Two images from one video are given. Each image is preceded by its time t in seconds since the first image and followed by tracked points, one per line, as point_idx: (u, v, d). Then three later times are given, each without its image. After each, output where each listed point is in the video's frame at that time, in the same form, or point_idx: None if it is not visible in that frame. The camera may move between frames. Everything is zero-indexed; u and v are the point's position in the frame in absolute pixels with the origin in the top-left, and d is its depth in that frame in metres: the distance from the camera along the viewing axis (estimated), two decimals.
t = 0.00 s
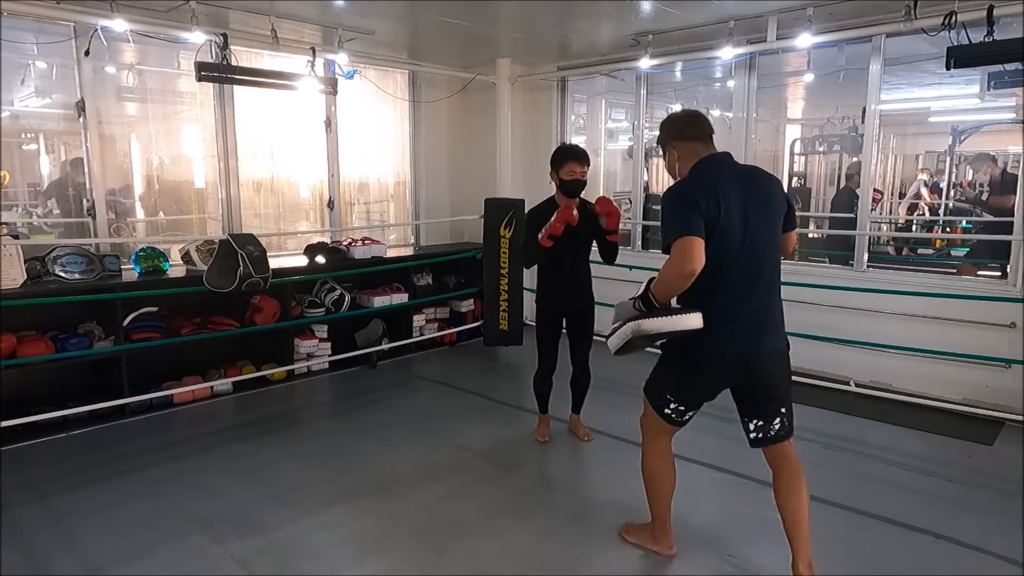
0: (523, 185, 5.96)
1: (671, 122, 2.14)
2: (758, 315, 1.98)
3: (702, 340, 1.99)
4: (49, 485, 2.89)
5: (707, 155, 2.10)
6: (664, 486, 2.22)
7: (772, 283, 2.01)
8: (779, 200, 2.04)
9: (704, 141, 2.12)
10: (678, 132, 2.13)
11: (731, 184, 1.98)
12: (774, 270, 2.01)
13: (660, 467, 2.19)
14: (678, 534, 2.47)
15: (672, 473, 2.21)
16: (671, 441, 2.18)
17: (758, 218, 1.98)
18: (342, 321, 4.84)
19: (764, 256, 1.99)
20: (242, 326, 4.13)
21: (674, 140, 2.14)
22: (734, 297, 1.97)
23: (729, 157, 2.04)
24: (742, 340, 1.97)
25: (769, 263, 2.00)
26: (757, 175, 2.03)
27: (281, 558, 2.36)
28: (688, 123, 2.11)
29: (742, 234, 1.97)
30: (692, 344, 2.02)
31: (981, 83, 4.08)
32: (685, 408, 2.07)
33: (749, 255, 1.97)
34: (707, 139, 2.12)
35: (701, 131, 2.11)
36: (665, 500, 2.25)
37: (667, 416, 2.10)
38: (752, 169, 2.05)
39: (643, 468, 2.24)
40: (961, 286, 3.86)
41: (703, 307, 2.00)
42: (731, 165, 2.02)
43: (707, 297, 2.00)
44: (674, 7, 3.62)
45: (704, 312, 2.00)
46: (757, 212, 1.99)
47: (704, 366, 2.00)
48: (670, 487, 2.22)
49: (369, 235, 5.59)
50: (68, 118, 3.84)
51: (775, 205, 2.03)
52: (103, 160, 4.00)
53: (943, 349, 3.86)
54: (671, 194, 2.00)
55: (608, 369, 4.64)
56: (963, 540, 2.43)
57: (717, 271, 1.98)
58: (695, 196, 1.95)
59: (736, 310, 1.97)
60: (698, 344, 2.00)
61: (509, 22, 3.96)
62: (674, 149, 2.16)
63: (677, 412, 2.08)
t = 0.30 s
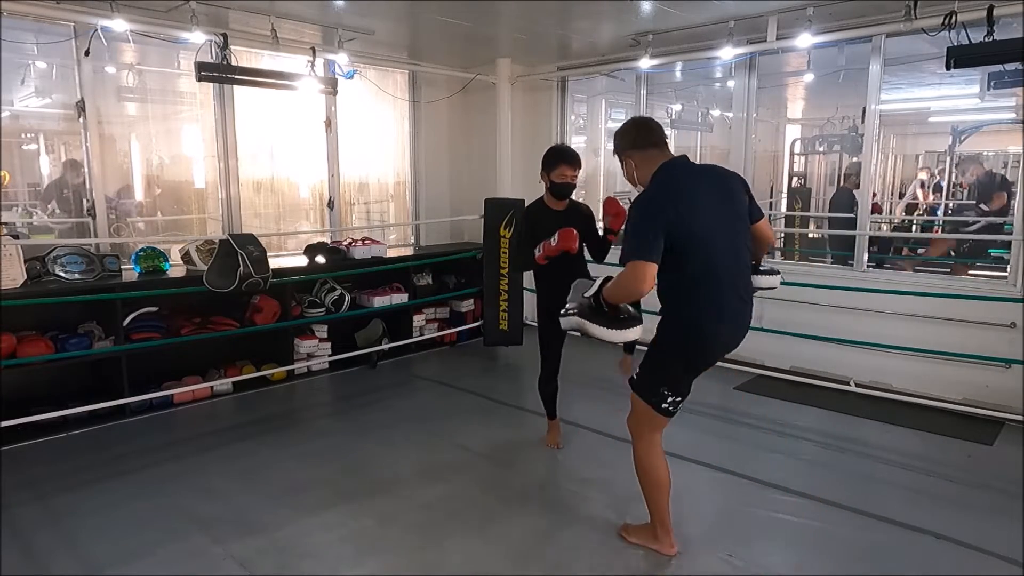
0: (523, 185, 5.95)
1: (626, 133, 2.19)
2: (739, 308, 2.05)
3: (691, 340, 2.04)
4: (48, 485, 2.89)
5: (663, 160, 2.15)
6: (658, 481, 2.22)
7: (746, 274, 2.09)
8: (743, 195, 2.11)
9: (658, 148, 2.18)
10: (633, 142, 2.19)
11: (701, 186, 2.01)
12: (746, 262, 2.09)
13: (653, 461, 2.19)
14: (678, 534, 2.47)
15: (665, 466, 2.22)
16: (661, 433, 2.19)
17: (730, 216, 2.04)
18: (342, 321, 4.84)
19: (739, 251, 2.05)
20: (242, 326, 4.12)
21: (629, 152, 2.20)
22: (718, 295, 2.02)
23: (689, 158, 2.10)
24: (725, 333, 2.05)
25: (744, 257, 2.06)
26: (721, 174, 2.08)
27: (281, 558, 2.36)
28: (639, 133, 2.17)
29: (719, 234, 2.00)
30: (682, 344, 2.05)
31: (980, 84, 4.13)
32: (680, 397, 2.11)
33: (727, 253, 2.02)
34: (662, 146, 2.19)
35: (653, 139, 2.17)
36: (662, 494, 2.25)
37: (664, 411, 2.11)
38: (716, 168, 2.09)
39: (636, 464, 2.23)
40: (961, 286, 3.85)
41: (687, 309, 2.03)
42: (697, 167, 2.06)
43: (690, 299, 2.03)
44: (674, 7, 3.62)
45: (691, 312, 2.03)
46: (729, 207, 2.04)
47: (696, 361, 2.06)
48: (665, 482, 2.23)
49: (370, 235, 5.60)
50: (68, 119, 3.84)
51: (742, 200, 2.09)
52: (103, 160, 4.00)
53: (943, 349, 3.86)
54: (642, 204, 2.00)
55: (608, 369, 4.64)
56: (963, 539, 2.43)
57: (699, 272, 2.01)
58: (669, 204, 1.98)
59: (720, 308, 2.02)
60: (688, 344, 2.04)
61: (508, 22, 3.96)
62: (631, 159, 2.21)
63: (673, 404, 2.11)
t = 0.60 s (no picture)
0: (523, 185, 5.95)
1: (625, 131, 2.20)
2: (739, 307, 2.05)
3: (692, 338, 2.04)
4: (48, 486, 2.89)
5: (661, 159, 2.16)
6: (664, 474, 2.22)
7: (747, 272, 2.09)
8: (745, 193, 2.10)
9: (656, 147, 2.18)
10: (631, 141, 2.19)
11: (700, 185, 2.00)
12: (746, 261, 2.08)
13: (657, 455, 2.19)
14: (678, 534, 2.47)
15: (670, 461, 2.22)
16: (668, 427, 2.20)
17: (729, 215, 2.03)
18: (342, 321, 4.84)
19: (739, 250, 2.04)
20: (242, 326, 4.12)
21: (627, 150, 2.21)
22: (718, 294, 2.02)
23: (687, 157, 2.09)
24: (725, 332, 2.05)
25: (744, 257, 2.05)
26: (722, 171, 2.07)
27: (281, 558, 2.36)
28: (636, 132, 2.18)
29: (718, 233, 2.00)
30: (683, 342, 2.05)
31: (981, 83, 4.08)
32: (686, 390, 2.11)
33: (727, 252, 2.01)
34: (660, 145, 2.18)
35: (652, 137, 2.17)
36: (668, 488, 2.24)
37: (670, 405, 2.11)
38: (716, 166, 2.08)
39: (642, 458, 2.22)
40: (961, 286, 3.85)
41: (687, 307, 2.03)
42: (698, 166, 2.05)
43: (690, 298, 2.03)
44: (674, 6, 3.62)
45: (691, 312, 2.03)
46: (729, 208, 2.03)
47: (697, 358, 2.07)
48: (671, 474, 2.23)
49: (370, 235, 5.60)
50: (68, 119, 3.84)
51: (742, 198, 2.08)
52: (103, 160, 4.00)
53: (943, 349, 3.86)
54: (640, 204, 2.01)
55: (608, 369, 4.65)
56: (963, 539, 2.43)
57: (699, 271, 2.01)
58: (666, 205, 1.98)
59: (719, 307, 2.02)
60: (688, 342, 2.05)
61: (508, 22, 3.96)
62: (628, 156, 2.22)
63: (679, 397, 2.11)
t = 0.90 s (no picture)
0: (523, 185, 5.95)
1: (669, 115, 2.17)
2: (745, 306, 2.06)
3: (694, 333, 2.06)
4: (48, 486, 2.88)
5: (701, 151, 2.14)
6: (660, 474, 2.21)
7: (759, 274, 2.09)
8: (767, 195, 2.09)
9: (697, 136, 2.15)
10: (674, 127, 2.16)
11: (715, 183, 2.04)
12: (758, 262, 2.08)
13: (656, 453, 2.19)
14: (678, 534, 2.47)
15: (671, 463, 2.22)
16: (670, 427, 2.19)
17: (743, 215, 2.04)
18: (342, 321, 4.84)
19: (750, 251, 2.06)
20: (241, 326, 4.13)
21: (668, 135, 2.18)
22: (723, 291, 2.05)
23: (715, 154, 2.10)
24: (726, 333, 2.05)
25: (753, 262, 2.06)
26: (744, 171, 2.08)
27: (281, 557, 2.36)
28: (680, 118, 2.14)
29: (727, 231, 2.03)
30: (684, 337, 2.08)
31: (980, 84, 4.15)
32: (679, 389, 2.10)
33: (735, 250, 2.04)
34: (702, 135, 2.15)
35: (696, 126, 2.14)
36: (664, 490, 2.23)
37: (663, 401, 2.12)
38: (740, 165, 2.09)
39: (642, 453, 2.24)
40: (960, 286, 3.85)
41: (692, 302, 2.07)
42: (718, 164, 2.07)
43: (695, 293, 2.07)
44: (674, 7, 3.62)
45: (693, 307, 2.07)
46: (743, 210, 2.04)
47: (695, 356, 2.08)
48: (667, 475, 2.22)
49: (370, 235, 5.60)
50: (68, 119, 3.84)
51: (763, 200, 2.07)
52: (103, 160, 4.00)
53: (943, 350, 3.86)
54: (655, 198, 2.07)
55: (608, 369, 4.65)
56: (962, 539, 2.43)
57: (704, 266, 2.05)
58: (679, 200, 2.03)
59: (723, 303, 2.05)
60: (690, 337, 2.07)
61: (509, 22, 3.96)
62: (669, 142, 2.19)
63: (672, 395, 2.10)
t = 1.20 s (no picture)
0: (523, 185, 5.95)
1: (733, 112, 2.14)
2: (760, 305, 2.02)
3: (705, 327, 2.10)
4: (48, 485, 2.89)
5: (755, 150, 2.10)
6: (663, 467, 2.27)
7: (781, 274, 2.03)
8: (797, 194, 2.01)
9: (755, 138, 2.12)
10: (734, 124, 2.13)
11: (736, 180, 2.05)
12: (781, 262, 2.02)
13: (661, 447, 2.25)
14: (678, 534, 2.47)
15: (674, 458, 2.27)
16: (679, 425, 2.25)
17: (763, 212, 2.01)
18: (342, 321, 4.84)
19: (769, 249, 2.01)
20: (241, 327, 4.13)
21: (726, 131, 2.15)
22: (735, 287, 2.04)
23: (751, 152, 2.08)
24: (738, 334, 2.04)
25: (770, 265, 2.02)
26: (772, 168, 2.04)
27: (281, 557, 2.37)
28: (743, 117, 2.12)
29: (742, 227, 2.02)
30: (697, 330, 2.12)
31: (980, 84, 4.13)
32: (692, 388, 2.14)
33: (750, 247, 2.02)
34: (762, 138, 2.13)
35: (757, 127, 2.11)
36: (662, 485, 2.29)
37: (674, 396, 2.17)
38: (770, 163, 2.06)
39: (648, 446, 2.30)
40: (960, 286, 3.86)
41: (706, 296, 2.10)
42: (744, 162, 2.07)
43: (710, 287, 2.09)
44: (675, 7, 3.62)
45: (706, 303, 2.10)
46: (760, 210, 2.01)
47: (706, 354, 2.10)
48: (670, 472, 2.28)
49: (370, 235, 5.60)
50: (68, 119, 3.84)
51: (790, 198, 2.01)
52: (103, 160, 4.00)
53: (944, 349, 3.86)
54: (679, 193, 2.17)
55: (608, 369, 4.65)
56: (963, 539, 2.43)
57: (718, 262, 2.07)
58: (697, 195, 2.10)
59: (735, 300, 2.04)
60: (703, 330, 2.10)
61: (509, 22, 3.96)
62: (726, 138, 2.16)
63: (682, 392, 2.15)
